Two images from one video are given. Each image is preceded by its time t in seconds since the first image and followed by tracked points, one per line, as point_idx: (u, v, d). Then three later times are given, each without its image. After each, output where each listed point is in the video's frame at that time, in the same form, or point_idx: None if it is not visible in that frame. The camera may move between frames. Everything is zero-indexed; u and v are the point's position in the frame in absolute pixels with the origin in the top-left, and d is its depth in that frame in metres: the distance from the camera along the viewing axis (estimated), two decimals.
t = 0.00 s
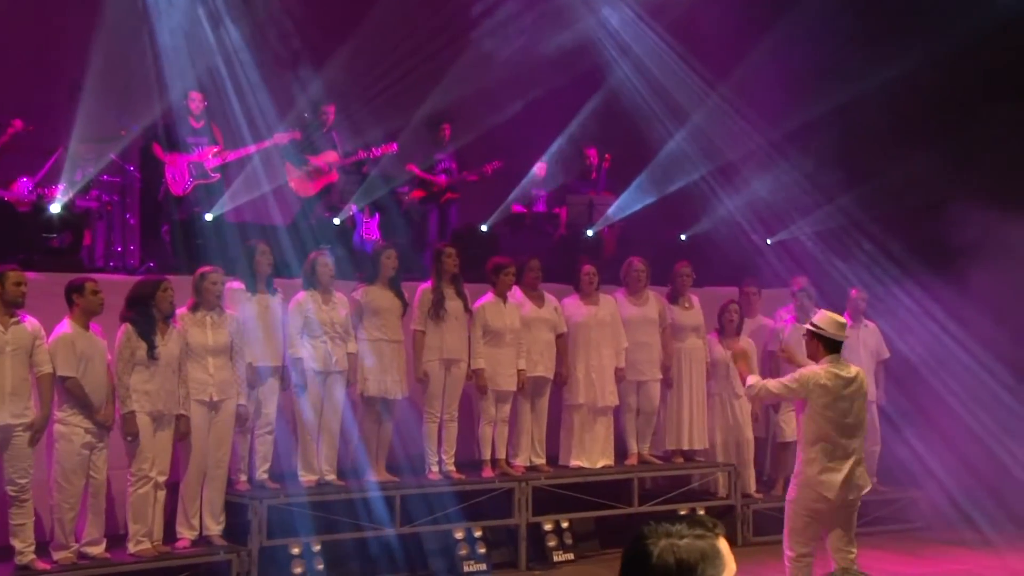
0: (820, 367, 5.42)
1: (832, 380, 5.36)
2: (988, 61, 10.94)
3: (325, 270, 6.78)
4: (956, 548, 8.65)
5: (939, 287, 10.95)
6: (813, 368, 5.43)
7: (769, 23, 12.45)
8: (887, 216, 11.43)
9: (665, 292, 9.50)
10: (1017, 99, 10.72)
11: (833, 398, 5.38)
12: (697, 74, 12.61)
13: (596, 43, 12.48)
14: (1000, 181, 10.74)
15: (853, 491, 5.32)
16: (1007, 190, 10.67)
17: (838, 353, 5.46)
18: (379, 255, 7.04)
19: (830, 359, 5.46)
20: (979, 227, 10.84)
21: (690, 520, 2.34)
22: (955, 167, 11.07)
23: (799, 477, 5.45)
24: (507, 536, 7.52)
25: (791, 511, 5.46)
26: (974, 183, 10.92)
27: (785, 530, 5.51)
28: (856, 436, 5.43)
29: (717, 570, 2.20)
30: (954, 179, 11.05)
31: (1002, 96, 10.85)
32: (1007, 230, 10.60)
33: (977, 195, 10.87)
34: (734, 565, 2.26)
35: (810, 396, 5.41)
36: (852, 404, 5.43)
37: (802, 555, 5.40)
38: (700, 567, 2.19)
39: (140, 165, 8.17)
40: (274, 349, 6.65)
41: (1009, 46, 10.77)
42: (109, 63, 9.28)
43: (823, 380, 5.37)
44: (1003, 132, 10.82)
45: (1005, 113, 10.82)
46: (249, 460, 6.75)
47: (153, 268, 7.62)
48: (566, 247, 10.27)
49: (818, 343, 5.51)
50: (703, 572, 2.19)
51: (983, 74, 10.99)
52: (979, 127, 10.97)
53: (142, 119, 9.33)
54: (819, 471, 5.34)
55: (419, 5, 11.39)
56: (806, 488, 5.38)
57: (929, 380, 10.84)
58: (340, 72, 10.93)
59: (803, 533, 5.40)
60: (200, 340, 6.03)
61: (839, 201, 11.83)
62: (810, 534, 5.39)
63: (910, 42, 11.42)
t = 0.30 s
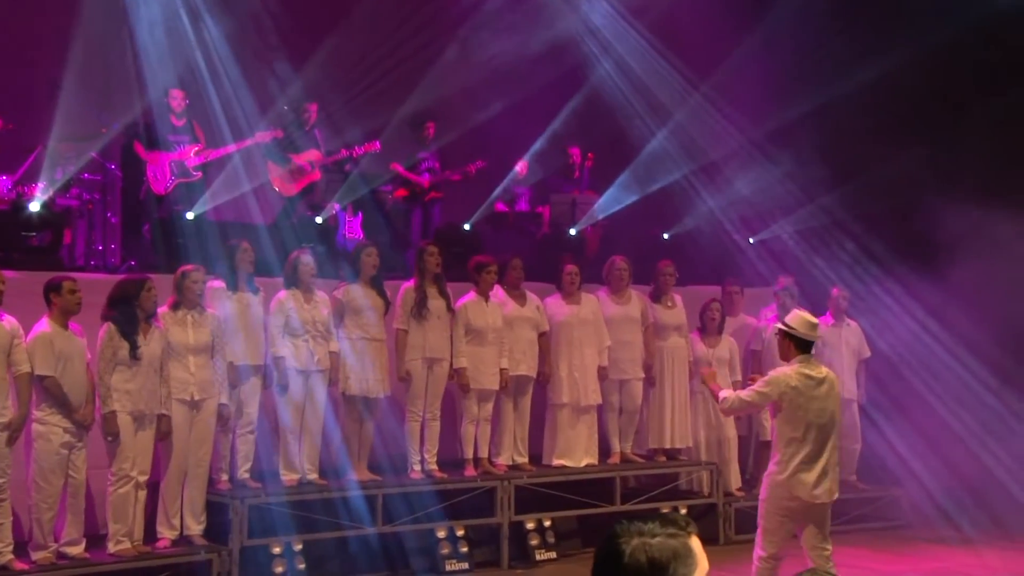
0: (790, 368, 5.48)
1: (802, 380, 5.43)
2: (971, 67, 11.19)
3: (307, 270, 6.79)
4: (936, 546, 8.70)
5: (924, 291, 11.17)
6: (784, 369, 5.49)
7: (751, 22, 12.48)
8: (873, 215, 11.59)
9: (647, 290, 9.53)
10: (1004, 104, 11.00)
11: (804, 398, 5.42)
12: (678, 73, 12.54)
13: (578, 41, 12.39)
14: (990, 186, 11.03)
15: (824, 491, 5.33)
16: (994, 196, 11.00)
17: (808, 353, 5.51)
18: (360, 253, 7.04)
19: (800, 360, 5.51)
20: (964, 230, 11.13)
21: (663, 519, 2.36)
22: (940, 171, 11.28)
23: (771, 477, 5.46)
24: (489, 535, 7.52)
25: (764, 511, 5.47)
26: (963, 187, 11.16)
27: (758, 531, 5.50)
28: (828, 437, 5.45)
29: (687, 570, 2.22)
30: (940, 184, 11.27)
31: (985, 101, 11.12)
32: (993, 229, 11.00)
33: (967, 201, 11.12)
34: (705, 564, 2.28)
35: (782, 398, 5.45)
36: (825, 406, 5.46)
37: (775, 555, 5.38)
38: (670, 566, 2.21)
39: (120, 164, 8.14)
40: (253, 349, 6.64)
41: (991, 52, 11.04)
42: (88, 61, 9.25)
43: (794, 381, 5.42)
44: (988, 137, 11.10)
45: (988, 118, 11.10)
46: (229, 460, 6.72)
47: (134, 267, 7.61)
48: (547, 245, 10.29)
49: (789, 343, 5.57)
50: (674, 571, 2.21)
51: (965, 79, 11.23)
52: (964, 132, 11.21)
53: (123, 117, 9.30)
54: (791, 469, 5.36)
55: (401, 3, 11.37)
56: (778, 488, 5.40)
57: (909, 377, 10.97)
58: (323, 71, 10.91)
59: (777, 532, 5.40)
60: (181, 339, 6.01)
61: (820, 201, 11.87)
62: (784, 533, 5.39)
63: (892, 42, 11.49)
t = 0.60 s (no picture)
0: (747, 372, 5.46)
1: (759, 385, 5.41)
2: (956, 65, 11.15)
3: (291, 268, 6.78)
4: (918, 543, 8.76)
5: (908, 290, 11.13)
6: (740, 372, 5.47)
7: (734, 22, 12.52)
8: (855, 215, 11.63)
9: (631, 289, 9.56)
10: (989, 100, 10.93)
11: (756, 402, 5.44)
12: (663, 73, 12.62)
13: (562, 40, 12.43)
14: (976, 181, 10.92)
15: (774, 493, 5.34)
16: (981, 192, 10.88)
17: (760, 360, 5.52)
18: (344, 251, 7.02)
19: (755, 365, 5.51)
20: (950, 227, 11.01)
21: (643, 517, 2.37)
22: (925, 168, 11.23)
23: (721, 478, 5.49)
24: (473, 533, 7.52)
25: (712, 509, 5.51)
26: (948, 184, 11.08)
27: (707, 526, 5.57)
28: (778, 440, 5.44)
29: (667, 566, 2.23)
30: (926, 181, 11.21)
31: (971, 98, 11.05)
32: (975, 228, 10.88)
33: (952, 197, 11.03)
34: (683, 561, 2.29)
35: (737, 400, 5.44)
36: (777, 409, 5.47)
37: (723, 552, 5.47)
38: (650, 562, 2.21)
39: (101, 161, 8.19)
40: (233, 348, 6.60)
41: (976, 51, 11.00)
42: (70, 58, 9.21)
43: (750, 385, 5.40)
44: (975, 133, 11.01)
45: (974, 114, 11.03)
46: (212, 458, 6.69)
47: (116, 265, 7.59)
48: (531, 244, 10.30)
49: (742, 349, 5.56)
50: (653, 567, 2.21)
51: (951, 77, 11.17)
52: (950, 129, 11.14)
53: (105, 113, 9.23)
54: (740, 471, 5.37)
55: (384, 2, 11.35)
56: (727, 489, 5.42)
57: (894, 375, 10.92)
58: (306, 68, 10.89)
59: (724, 530, 5.47)
60: (164, 338, 6.00)
61: (803, 200, 11.91)
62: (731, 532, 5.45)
63: (873, 41, 11.52)
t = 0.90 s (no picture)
0: (709, 370, 5.54)
1: (721, 383, 5.49)
2: (939, 63, 11.11)
3: (271, 266, 6.74)
4: (897, 540, 8.82)
5: (887, 286, 11.15)
6: (702, 370, 5.55)
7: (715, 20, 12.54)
8: (836, 212, 11.62)
9: (613, 287, 9.59)
10: (972, 101, 10.93)
11: (717, 399, 5.48)
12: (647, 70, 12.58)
13: (545, 38, 12.42)
14: (954, 180, 10.92)
15: (734, 487, 5.42)
16: (959, 191, 10.87)
17: (722, 357, 5.60)
18: (327, 249, 7.02)
19: (717, 363, 5.58)
20: (927, 223, 11.01)
21: (623, 514, 2.38)
22: (904, 165, 11.25)
23: (681, 475, 5.52)
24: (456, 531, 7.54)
25: (677, 507, 5.52)
26: (926, 181, 11.08)
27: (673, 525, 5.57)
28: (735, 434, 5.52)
29: (647, 563, 2.24)
30: (904, 178, 11.22)
31: (954, 98, 11.04)
32: (949, 225, 10.88)
33: (930, 194, 11.03)
34: (662, 558, 2.29)
35: (698, 398, 5.49)
36: (735, 406, 5.55)
37: (693, 550, 5.50)
38: (631, 558, 2.22)
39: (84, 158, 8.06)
40: (211, 344, 6.56)
41: (962, 50, 10.96)
42: (49, 55, 9.15)
43: (713, 383, 5.48)
44: (955, 132, 10.99)
45: (955, 114, 11.01)
46: (194, 456, 6.69)
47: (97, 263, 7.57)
48: (517, 242, 10.43)
49: (703, 347, 5.64)
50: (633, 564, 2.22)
51: (934, 76, 11.16)
52: (931, 127, 11.13)
53: (85, 110, 9.21)
54: (701, 469, 5.42)
55: None
56: (689, 486, 5.45)
57: (874, 372, 11.00)
58: (286, 65, 10.86)
59: (691, 528, 5.49)
60: (144, 336, 5.97)
61: (785, 198, 11.95)
62: (698, 528, 5.48)
63: (858, 40, 11.51)
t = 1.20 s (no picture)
0: (679, 354, 5.56)
1: (692, 366, 5.51)
2: (920, 59, 10.96)
3: (252, 263, 6.74)
4: (877, 535, 8.88)
5: (868, 283, 11.21)
6: (672, 354, 5.57)
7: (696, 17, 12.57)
8: (818, 209, 11.67)
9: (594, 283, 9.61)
10: (953, 100, 10.77)
11: (688, 385, 5.53)
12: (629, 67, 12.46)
13: (524, 35, 12.47)
14: (932, 176, 10.85)
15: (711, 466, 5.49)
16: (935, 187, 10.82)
17: (691, 342, 5.62)
18: (308, 245, 7.02)
19: (687, 348, 5.60)
20: (909, 217, 10.99)
21: (599, 508, 2.37)
22: (885, 161, 11.21)
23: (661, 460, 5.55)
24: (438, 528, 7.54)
25: (661, 494, 5.54)
26: (906, 178, 11.05)
27: (658, 516, 5.58)
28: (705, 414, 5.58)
29: (622, 556, 2.24)
30: (883, 175, 11.20)
31: (934, 97, 10.90)
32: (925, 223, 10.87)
33: (908, 189, 11.00)
34: (639, 554, 2.30)
35: (671, 381, 5.53)
36: (703, 388, 5.60)
37: (683, 538, 5.51)
38: (607, 554, 2.22)
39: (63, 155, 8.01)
40: (187, 341, 6.53)
41: (937, 45, 10.80)
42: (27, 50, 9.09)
43: (683, 366, 5.50)
44: (937, 127, 10.87)
45: (936, 111, 10.88)
46: (174, 453, 6.66)
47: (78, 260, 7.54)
48: (499, 240, 10.42)
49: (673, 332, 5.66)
50: (610, 559, 2.22)
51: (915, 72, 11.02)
52: (912, 123, 11.05)
53: (64, 107, 9.09)
54: (681, 456, 5.46)
55: None
56: (671, 471, 5.48)
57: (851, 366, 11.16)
58: (267, 61, 10.85)
59: (678, 515, 5.50)
60: (123, 332, 5.93)
61: (766, 195, 11.99)
62: (684, 514, 5.50)
63: (835, 36, 11.42)
